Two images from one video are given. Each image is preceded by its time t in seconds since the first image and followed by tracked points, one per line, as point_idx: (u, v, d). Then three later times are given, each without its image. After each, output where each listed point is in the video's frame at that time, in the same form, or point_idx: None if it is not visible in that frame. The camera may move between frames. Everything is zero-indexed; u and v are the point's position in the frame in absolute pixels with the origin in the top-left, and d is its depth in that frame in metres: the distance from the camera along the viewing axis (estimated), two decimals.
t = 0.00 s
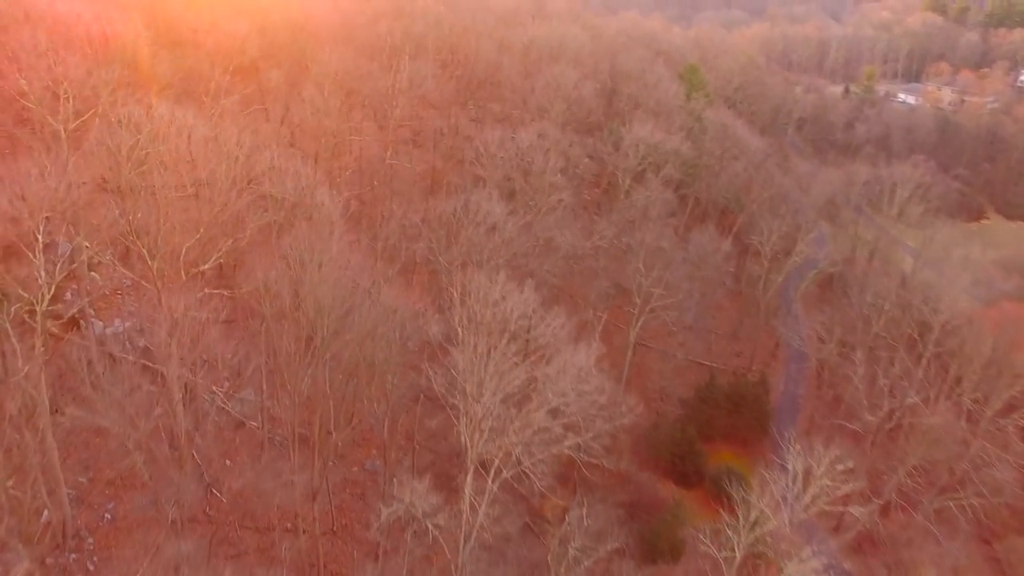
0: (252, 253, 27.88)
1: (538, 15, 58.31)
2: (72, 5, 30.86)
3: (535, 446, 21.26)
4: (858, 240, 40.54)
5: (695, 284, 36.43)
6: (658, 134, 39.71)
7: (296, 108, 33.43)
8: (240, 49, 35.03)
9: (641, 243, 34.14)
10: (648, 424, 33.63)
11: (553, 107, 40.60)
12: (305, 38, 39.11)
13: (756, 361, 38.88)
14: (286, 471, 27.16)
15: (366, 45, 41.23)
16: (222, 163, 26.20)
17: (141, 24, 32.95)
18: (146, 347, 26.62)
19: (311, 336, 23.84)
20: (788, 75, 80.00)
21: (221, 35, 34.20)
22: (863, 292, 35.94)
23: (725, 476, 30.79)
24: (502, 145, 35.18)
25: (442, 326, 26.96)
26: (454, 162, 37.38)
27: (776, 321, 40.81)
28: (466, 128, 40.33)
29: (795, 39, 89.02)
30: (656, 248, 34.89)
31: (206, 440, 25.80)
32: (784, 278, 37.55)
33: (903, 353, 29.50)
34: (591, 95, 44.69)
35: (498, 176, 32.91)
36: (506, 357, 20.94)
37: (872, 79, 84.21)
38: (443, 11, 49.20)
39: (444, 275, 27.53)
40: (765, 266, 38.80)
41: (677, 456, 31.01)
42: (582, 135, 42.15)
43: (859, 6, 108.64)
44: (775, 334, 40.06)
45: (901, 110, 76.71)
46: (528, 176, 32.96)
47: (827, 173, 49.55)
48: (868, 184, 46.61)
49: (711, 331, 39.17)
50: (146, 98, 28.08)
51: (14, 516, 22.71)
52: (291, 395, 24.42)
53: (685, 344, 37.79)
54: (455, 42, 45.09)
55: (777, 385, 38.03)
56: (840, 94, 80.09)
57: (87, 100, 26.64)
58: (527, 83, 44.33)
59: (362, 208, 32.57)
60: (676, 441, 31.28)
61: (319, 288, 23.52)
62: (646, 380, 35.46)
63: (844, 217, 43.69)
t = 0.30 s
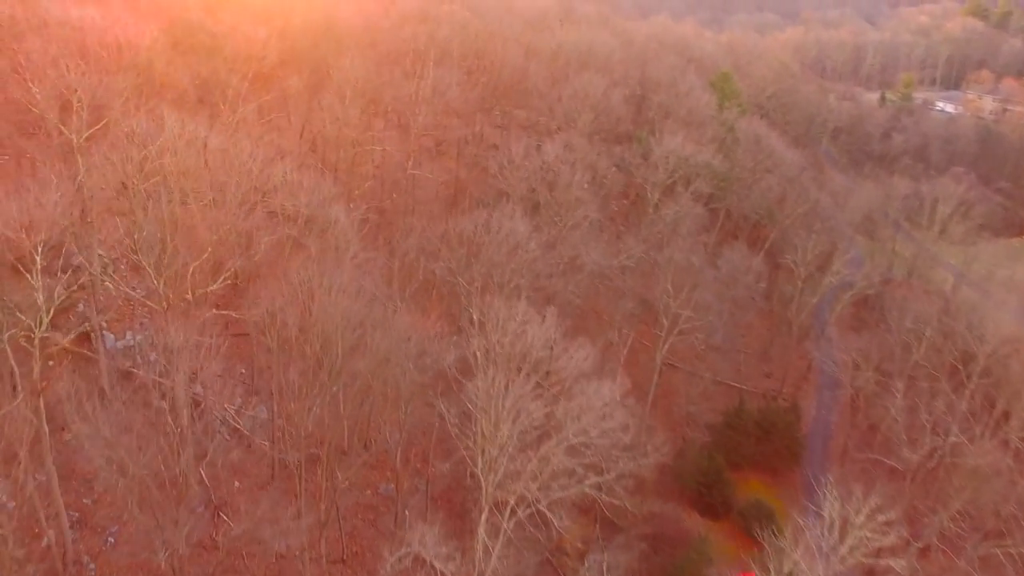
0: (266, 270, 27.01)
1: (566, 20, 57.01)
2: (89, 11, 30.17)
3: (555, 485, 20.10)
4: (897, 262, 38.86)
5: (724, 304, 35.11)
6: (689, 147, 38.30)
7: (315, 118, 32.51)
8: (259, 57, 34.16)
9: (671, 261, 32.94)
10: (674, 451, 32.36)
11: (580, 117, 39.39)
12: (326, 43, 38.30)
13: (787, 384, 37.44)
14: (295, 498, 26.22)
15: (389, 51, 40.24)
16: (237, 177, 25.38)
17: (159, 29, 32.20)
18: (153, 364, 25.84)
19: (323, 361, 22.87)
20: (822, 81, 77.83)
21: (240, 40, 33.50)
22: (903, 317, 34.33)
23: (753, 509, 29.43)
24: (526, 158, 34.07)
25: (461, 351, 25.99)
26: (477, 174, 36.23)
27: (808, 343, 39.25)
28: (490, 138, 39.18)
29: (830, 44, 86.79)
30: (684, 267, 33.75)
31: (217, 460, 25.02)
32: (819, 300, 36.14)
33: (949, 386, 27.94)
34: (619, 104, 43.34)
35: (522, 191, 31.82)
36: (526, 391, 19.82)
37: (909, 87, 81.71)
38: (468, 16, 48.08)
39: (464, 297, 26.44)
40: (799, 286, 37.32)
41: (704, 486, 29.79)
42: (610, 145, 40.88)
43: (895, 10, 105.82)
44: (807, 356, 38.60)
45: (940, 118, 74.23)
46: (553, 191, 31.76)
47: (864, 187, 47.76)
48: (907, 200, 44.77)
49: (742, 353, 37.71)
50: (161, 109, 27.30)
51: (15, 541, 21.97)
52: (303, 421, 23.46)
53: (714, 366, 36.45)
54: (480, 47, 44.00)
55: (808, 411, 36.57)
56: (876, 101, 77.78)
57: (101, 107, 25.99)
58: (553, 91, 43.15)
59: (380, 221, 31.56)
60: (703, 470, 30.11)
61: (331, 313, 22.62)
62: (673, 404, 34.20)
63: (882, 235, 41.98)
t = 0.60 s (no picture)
0: (281, 291, 26.19)
1: (598, 26, 55.71)
2: (108, 19, 29.54)
3: (573, 533, 19.00)
4: (941, 286, 37.19)
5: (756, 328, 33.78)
6: (724, 161, 36.97)
7: (336, 133, 31.71)
8: (280, 67, 33.39)
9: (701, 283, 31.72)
10: (700, 481, 31.15)
11: (611, 129, 38.23)
12: (353, 50, 37.59)
13: (820, 411, 35.99)
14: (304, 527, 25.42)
15: (416, 59, 39.37)
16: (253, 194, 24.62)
17: (179, 39, 31.55)
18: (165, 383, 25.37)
19: (335, 389, 21.96)
20: (862, 90, 75.65)
21: (263, 50, 32.93)
22: (946, 347, 32.74)
23: (783, 547, 27.83)
24: (553, 174, 33.06)
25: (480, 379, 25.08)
26: (502, 192, 35.35)
27: (844, 370, 37.62)
28: (516, 151, 38.10)
29: (870, 51, 84.39)
30: (716, 288, 32.48)
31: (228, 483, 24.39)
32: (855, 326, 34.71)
33: (996, 426, 26.39)
34: (652, 115, 42.06)
35: (548, 209, 30.82)
36: (546, 432, 18.69)
37: (952, 95, 79.19)
38: (497, 23, 47.01)
39: (485, 322, 25.36)
40: (836, 310, 35.85)
41: (732, 521, 28.33)
42: (642, 158, 39.68)
43: (937, 15, 102.78)
44: (842, 383, 37.10)
45: (986, 129, 71.68)
46: (580, 209, 30.56)
47: (905, 205, 45.93)
48: (952, 220, 42.88)
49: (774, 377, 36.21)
50: (177, 123, 26.59)
51: (14, 566, 21.33)
52: (314, 449, 22.65)
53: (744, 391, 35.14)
54: (509, 56, 43.00)
55: (842, 444, 35.14)
56: (917, 111, 75.44)
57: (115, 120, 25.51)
58: (583, 101, 42.02)
59: (401, 238, 30.62)
60: (732, 504, 28.47)
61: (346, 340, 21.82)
62: (699, 431, 33.00)
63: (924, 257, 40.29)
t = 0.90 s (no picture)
0: (294, 311, 25.37)
1: (630, 32, 54.28)
2: (126, 26, 28.77)
3: None
4: (986, 315, 35.49)
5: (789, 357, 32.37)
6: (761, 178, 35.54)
7: (356, 144, 31.12)
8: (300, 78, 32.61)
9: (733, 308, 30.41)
10: (727, 515, 29.76)
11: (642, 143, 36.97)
12: (376, 59, 36.73)
13: (856, 441, 34.33)
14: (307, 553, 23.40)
15: (442, 67, 38.36)
16: (265, 213, 23.80)
17: (199, 47, 30.82)
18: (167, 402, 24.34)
19: (347, 422, 21.02)
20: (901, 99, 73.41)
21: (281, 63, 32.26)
22: (992, 383, 31.10)
23: None
24: (580, 192, 31.91)
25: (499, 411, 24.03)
26: (525, 209, 34.41)
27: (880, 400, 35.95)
28: (542, 164, 36.97)
29: (911, 58, 81.95)
30: (750, 313, 31.11)
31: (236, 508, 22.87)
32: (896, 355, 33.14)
33: None
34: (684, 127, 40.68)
35: (574, 230, 29.68)
36: (566, 481, 17.64)
37: (996, 106, 76.60)
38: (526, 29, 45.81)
39: (504, 350, 24.27)
40: (874, 338, 34.29)
41: (759, 560, 26.80)
42: (673, 173, 38.35)
43: (981, 21, 99.72)
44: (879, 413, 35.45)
45: None
46: (608, 229, 29.39)
47: (947, 225, 44.08)
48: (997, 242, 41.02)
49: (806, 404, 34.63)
50: (191, 137, 26.04)
51: None
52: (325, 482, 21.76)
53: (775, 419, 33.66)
54: (537, 65, 41.83)
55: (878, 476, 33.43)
56: (959, 121, 72.99)
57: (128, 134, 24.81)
58: (612, 112, 40.77)
59: (420, 256, 29.70)
60: (759, 541, 27.01)
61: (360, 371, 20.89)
62: (727, 462, 31.59)
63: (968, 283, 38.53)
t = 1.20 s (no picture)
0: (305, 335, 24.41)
1: (661, 38, 52.70)
2: (141, 35, 27.94)
3: None
4: None
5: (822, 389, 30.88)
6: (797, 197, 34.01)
7: (375, 158, 30.16)
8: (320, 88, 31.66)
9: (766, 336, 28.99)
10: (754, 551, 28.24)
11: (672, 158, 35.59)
12: (398, 68, 35.75)
13: (890, 473, 32.58)
14: None
15: (467, 75, 37.22)
16: (276, 234, 22.83)
17: (216, 54, 29.93)
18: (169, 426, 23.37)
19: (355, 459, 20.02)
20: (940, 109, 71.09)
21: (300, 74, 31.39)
22: None
23: None
24: (606, 212, 30.70)
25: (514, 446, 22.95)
26: (549, 225, 33.14)
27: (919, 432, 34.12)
28: (569, 175, 35.68)
29: (951, 66, 79.38)
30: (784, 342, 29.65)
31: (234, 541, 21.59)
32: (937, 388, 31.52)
33: None
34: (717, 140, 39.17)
35: (600, 251, 28.44)
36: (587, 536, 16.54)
37: None
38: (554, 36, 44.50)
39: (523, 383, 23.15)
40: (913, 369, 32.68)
41: None
42: (704, 189, 36.92)
43: None
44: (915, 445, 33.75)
45: None
46: (636, 251, 28.11)
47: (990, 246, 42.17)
48: None
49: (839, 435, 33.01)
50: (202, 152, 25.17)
51: None
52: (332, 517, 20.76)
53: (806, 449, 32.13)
54: (565, 74, 40.55)
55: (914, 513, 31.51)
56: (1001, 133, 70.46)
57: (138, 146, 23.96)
58: (642, 124, 39.41)
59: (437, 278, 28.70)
60: None
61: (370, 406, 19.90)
62: (755, 494, 30.08)
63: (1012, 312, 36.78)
